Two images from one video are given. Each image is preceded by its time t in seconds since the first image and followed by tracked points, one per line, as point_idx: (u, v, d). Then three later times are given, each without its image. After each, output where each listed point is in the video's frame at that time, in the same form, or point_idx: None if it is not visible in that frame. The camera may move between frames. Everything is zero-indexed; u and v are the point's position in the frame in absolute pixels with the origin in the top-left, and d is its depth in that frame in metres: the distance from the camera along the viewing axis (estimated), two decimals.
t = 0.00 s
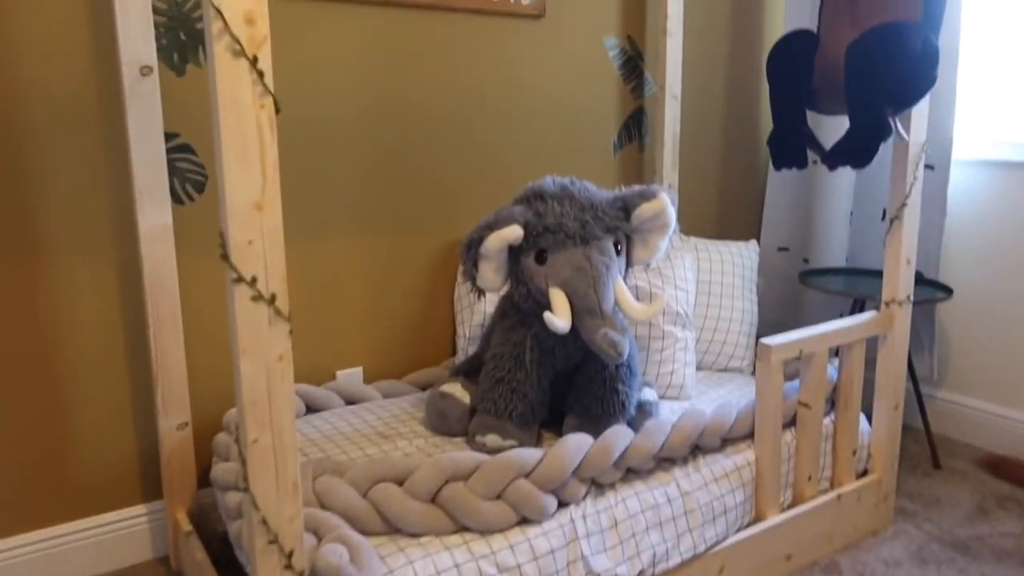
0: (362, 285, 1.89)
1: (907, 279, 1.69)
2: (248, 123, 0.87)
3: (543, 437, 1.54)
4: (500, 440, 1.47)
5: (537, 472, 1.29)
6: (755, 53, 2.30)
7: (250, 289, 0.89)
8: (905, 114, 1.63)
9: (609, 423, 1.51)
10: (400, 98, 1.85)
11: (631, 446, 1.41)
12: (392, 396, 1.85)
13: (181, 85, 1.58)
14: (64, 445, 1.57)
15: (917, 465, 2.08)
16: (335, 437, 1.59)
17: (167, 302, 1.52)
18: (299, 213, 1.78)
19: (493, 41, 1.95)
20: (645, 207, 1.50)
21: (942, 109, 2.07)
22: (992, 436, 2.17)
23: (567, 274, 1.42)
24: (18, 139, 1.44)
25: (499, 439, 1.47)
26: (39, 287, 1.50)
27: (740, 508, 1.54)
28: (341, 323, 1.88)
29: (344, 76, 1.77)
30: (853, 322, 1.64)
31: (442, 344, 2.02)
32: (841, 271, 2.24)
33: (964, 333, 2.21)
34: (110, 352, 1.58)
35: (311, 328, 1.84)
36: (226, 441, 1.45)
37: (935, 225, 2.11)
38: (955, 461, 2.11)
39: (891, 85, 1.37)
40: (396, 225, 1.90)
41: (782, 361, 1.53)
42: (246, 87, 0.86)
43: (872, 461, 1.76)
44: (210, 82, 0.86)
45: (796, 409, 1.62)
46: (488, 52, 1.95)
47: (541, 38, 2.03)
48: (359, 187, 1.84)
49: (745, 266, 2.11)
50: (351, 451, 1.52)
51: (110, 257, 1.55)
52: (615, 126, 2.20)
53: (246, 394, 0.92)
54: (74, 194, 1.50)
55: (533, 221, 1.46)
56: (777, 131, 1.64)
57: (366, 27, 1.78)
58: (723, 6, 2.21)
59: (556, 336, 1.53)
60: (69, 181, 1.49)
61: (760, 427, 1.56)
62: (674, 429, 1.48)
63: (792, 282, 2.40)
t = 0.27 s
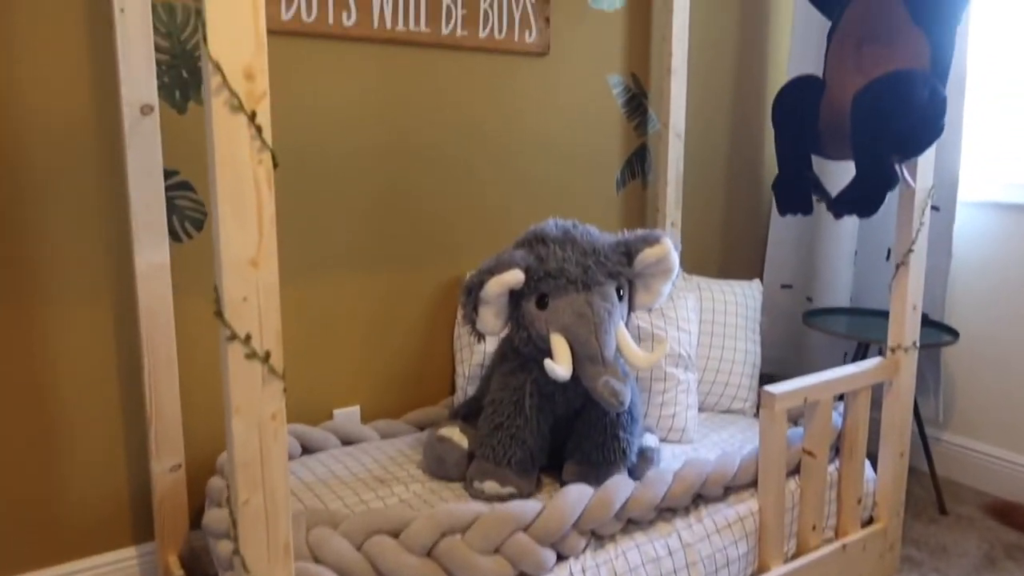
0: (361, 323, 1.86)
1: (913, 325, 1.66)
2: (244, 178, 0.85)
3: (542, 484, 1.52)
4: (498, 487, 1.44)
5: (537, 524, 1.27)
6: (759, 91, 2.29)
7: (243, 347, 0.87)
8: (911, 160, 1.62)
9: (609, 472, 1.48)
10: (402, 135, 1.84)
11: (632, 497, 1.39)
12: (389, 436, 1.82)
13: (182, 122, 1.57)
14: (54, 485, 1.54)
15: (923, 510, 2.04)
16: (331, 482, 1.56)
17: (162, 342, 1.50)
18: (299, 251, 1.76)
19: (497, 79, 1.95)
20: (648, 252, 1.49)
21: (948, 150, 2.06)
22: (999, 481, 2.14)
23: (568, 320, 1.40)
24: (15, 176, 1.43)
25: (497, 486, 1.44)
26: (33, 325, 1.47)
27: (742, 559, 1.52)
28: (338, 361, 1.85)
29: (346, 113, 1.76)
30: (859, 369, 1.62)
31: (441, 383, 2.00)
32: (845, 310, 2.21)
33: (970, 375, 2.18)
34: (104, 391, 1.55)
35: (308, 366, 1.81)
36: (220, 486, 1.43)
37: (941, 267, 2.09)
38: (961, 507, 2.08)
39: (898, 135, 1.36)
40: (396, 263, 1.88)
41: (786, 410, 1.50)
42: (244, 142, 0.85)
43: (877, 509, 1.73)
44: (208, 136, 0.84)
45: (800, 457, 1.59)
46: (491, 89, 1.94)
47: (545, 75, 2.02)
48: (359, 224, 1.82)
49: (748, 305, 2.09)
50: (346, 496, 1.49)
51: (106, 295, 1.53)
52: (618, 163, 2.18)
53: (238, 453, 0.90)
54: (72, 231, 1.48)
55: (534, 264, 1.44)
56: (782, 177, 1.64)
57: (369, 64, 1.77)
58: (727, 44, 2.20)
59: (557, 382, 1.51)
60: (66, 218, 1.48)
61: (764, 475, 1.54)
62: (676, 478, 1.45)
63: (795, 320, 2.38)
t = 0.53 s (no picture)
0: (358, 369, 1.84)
1: (918, 372, 1.64)
2: (236, 251, 0.85)
3: (543, 538, 1.49)
4: (498, 542, 1.42)
5: None
6: (758, 130, 2.28)
7: (234, 422, 0.87)
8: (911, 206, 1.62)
9: (611, 525, 1.46)
10: (400, 180, 1.83)
11: (634, 555, 1.37)
12: (387, 485, 1.80)
13: (178, 172, 1.56)
14: (46, 542, 1.51)
15: (931, 556, 2.01)
16: (327, 536, 1.53)
17: (156, 396, 1.48)
18: (296, 298, 1.74)
19: (495, 123, 1.94)
20: (648, 301, 1.47)
21: (949, 191, 2.05)
22: (1007, 525, 2.10)
23: (568, 373, 1.38)
24: (9, 229, 1.42)
25: (497, 541, 1.42)
26: (26, 379, 1.45)
27: None
28: (335, 408, 1.82)
29: (343, 159, 1.76)
30: (864, 417, 1.60)
31: (440, 429, 1.97)
32: (846, 351, 2.19)
33: (976, 417, 2.15)
34: (98, 445, 1.53)
35: (305, 415, 1.79)
36: (214, 544, 1.40)
37: (944, 308, 2.08)
38: (970, 552, 2.04)
39: (900, 185, 1.35)
40: (395, 308, 1.86)
41: (790, 461, 1.48)
42: (237, 215, 0.85)
43: (885, 558, 1.69)
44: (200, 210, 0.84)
45: (804, 508, 1.56)
46: (489, 133, 1.94)
47: (543, 118, 2.02)
48: (357, 271, 1.81)
49: (750, 347, 2.07)
50: (342, 553, 1.47)
51: (100, 347, 1.51)
52: (617, 204, 2.17)
53: (229, 528, 0.90)
54: (66, 284, 1.47)
55: (533, 316, 1.43)
56: (783, 224, 1.62)
57: (367, 111, 1.76)
58: (725, 85, 2.20)
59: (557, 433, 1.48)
60: (60, 271, 1.46)
61: (768, 526, 1.51)
62: (679, 534, 1.42)
63: (797, 359, 2.36)
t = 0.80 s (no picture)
0: (356, 404, 1.82)
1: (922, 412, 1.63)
2: (232, 307, 0.92)
3: None
4: None
5: None
6: (760, 161, 2.27)
7: (228, 474, 0.93)
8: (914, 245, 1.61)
9: (612, 568, 1.43)
10: (400, 213, 1.82)
11: None
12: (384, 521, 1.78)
13: (177, 207, 1.55)
14: None
15: None
16: None
17: (151, 433, 1.46)
18: (294, 332, 1.73)
19: (496, 155, 1.93)
20: (650, 341, 1.45)
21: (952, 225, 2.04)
22: (1014, 564, 2.07)
23: (569, 414, 1.37)
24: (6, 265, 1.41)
25: None
26: (20, 415, 1.44)
27: None
28: (332, 443, 1.80)
29: (343, 192, 1.75)
30: (868, 458, 1.58)
31: (439, 463, 1.95)
32: (849, 385, 2.16)
33: (981, 453, 2.13)
34: (91, 482, 1.51)
35: (302, 450, 1.77)
36: None
37: (948, 342, 2.06)
38: None
39: (904, 228, 1.34)
40: (393, 342, 1.85)
41: (794, 503, 1.44)
42: (233, 267, 0.92)
43: None
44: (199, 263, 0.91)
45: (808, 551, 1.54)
46: (491, 165, 1.93)
47: (544, 150, 2.01)
48: (356, 304, 1.79)
49: (752, 381, 2.05)
50: None
51: (95, 383, 1.49)
52: (619, 236, 2.16)
53: None
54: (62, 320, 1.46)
55: (534, 356, 1.41)
56: (786, 263, 1.61)
57: (368, 144, 1.76)
58: (727, 116, 2.20)
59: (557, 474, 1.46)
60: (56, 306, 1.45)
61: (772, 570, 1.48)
62: None
63: (799, 392, 2.33)
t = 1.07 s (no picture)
0: (356, 430, 1.81)
1: (928, 448, 1.62)
2: (229, 349, 0.94)
3: None
4: None
5: None
6: (765, 188, 2.26)
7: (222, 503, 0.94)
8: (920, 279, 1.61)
9: None
10: (403, 238, 1.82)
11: None
12: (383, 549, 1.77)
13: (179, 232, 1.55)
14: None
15: None
16: None
17: (149, 460, 1.45)
18: (295, 358, 1.72)
19: (500, 181, 1.93)
20: (653, 374, 1.44)
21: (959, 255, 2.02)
22: None
23: (569, 448, 1.35)
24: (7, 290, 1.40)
25: None
26: (18, 442, 1.43)
27: None
28: (331, 469, 1.78)
29: (346, 217, 1.74)
30: (873, 494, 1.56)
31: (438, 490, 1.93)
32: (852, 414, 2.15)
33: (986, 486, 2.10)
34: (88, 509, 1.49)
35: (301, 476, 1.75)
36: None
37: (953, 374, 2.04)
38: None
39: (910, 264, 1.33)
40: (395, 367, 1.84)
41: (797, 542, 1.42)
42: (232, 305, 0.94)
43: None
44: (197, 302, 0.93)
45: None
46: (494, 191, 1.93)
47: (549, 176, 2.01)
48: (357, 329, 1.78)
49: (756, 411, 2.03)
50: None
51: (94, 410, 1.48)
52: (622, 261, 2.15)
53: None
54: (62, 344, 1.45)
55: (535, 388, 1.40)
56: (791, 296, 1.60)
57: (372, 169, 1.75)
58: (732, 143, 2.19)
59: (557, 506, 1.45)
60: (57, 332, 1.44)
61: None
62: None
63: (803, 420, 2.32)
